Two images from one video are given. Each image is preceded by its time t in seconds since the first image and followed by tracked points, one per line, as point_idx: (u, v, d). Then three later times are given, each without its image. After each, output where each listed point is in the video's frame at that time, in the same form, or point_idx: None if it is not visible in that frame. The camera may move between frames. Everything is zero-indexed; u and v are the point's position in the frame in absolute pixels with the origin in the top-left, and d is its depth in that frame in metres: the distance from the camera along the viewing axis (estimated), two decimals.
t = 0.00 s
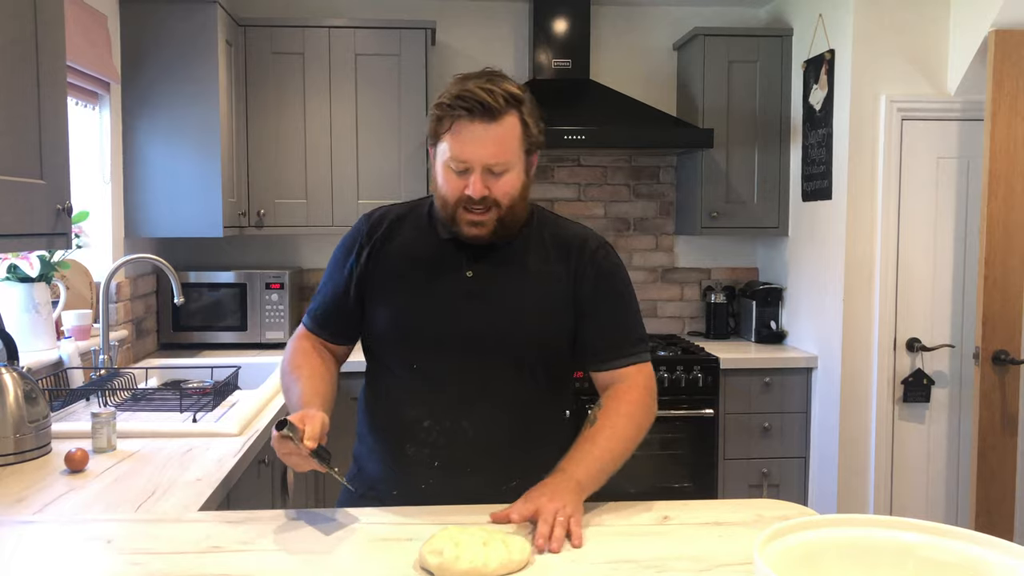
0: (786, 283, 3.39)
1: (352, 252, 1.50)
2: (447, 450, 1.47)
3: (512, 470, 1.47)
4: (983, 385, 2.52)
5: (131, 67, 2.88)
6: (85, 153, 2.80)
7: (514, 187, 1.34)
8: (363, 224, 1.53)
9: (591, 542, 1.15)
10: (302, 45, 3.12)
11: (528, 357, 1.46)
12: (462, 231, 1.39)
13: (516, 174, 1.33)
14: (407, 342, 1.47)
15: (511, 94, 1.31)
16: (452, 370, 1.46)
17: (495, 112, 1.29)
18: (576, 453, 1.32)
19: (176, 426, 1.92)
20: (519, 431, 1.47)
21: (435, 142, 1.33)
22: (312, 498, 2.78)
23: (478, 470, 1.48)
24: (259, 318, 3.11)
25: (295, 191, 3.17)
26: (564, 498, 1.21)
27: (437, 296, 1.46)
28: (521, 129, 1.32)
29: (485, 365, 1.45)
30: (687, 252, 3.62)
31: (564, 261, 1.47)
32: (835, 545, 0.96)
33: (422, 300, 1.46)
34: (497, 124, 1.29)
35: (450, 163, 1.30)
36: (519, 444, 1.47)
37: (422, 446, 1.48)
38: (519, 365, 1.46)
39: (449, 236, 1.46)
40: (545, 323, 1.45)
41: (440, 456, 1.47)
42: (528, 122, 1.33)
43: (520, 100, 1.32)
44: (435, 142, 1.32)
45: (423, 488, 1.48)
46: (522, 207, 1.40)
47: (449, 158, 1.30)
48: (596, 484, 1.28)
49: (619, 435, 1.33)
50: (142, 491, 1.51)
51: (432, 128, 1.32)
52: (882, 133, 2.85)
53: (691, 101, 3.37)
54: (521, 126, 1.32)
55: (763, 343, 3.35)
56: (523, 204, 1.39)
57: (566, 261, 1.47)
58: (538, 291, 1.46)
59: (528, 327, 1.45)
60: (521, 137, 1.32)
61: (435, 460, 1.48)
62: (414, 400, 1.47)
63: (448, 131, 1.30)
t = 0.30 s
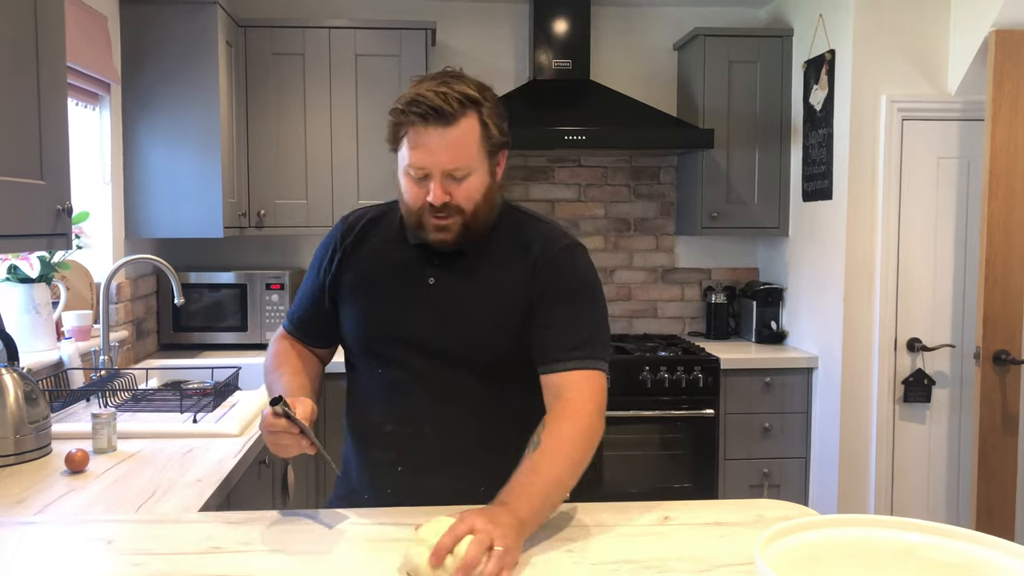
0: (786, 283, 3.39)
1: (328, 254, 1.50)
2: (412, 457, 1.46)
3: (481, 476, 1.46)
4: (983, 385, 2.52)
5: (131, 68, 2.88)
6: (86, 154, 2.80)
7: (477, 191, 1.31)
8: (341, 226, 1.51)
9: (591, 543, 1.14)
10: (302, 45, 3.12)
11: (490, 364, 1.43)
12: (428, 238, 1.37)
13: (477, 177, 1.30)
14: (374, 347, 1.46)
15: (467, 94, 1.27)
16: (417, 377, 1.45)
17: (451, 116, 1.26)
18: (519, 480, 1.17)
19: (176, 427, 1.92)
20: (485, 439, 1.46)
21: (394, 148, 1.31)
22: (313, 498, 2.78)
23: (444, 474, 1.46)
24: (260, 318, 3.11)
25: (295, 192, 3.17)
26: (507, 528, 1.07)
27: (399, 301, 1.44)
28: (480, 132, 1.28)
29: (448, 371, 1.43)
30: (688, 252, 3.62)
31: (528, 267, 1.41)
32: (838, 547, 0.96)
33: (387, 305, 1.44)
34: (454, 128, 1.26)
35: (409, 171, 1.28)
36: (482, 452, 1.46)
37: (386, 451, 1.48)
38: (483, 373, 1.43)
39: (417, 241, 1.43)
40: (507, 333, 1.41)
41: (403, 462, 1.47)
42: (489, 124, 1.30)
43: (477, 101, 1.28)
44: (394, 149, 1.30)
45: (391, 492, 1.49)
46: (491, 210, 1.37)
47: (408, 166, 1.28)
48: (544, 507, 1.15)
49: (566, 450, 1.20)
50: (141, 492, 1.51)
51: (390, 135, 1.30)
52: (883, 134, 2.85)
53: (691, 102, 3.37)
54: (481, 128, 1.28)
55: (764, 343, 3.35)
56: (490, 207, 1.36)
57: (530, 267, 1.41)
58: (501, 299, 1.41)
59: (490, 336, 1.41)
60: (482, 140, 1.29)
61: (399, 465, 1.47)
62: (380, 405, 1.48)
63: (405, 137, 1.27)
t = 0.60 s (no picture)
0: (784, 274, 3.39)
1: (309, 247, 1.51)
2: (403, 454, 1.48)
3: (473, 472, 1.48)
4: (979, 376, 2.52)
5: (126, 58, 2.86)
6: (81, 145, 2.79)
7: (473, 171, 1.32)
8: (321, 217, 1.52)
9: (589, 534, 1.14)
10: (298, 36, 3.10)
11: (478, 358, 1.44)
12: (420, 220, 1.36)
13: (474, 156, 1.31)
14: (360, 342, 1.47)
15: (468, 74, 1.30)
16: (405, 372, 1.46)
17: (452, 92, 1.28)
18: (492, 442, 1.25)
19: (172, 419, 1.91)
20: (475, 432, 1.47)
21: (390, 124, 1.31)
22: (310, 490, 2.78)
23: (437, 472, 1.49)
24: (257, 310, 3.10)
25: (291, 183, 3.16)
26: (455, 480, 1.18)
27: (386, 294, 1.44)
28: (479, 111, 1.31)
29: (436, 366, 1.44)
30: (685, 244, 3.62)
31: (514, 259, 1.43)
32: (836, 536, 0.96)
33: (374, 298, 1.45)
34: (455, 103, 1.27)
35: (406, 144, 1.28)
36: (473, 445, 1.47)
37: (378, 449, 1.49)
38: (470, 366, 1.45)
39: (404, 232, 1.43)
40: (493, 325, 1.42)
41: (397, 459, 1.48)
42: (487, 105, 1.32)
43: (477, 81, 1.31)
44: (390, 126, 1.30)
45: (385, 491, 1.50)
46: (481, 195, 1.38)
47: (405, 140, 1.28)
48: (505, 480, 1.22)
49: (546, 433, 1.25)
50: (139, 484, 1.51)
51: (387, 110, 1.30)
52: (880, 125, 2.84)
53: (689, 93, 3.36)
54: (480, 108, 1.31)
55: (761, 335, 3.35)
56: (482, 191, 1.36)
57: (517, 259, 1.42)
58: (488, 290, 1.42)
59: (476, 328, 1.42)
60: (481, 118, 1.31)
61: (392, 464, 1.49)
62: (369, 401, 1.49)
63: (404, 112, 1.28)
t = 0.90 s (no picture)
0: (779, 261, 3.40)
1: (309, 225, 1.52)
2: (398, 433, 1.49)
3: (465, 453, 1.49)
4: (972, 362, 2.53)
5: (119, 43, 2.84)
6: (74, 130, 2.77)
7: (478, 144, 1.36)
8: (322, 197, 1.54)
9: (583, 519, 1.15)
10: (292, 20, 3.08)
11: (475, 338, 1.46)
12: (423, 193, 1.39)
13: (481, 130, 1.37)
14: (358, 318, 1.47)
15: (480, 49, 1.37)
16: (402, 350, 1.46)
17: (463, 63, 1.35)
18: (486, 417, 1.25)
19: (168, 405, 1.92)
20: (470, 413, 1.48)
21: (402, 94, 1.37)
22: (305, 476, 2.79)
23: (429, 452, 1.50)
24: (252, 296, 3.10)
25: (286, 168, 3.14)
26: (452, 455, 1.16)
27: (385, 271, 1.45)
28: (487, 87, 1.37)
29: (433, 345, 1.45)
30: (681, 230, 3.62)
31: (516, 240, 1.45)
32: (830, 520, 0.97)
33: (373, 276, 1.46)
34: (465, 74, 1.34)
35: (416, 111, 1.34)
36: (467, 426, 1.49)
37: (372, 427, 1.50)
38: (468, 345, 1.46)
39: (407, 211, 1.46)
40: (493, 304, 1.44)
41: (391, 438, 1.49)
42: (494, 82, 1.39)
43: (487, 58, 1.38)
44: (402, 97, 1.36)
45: (377, 470, 1.51)
46: (485, 174, 1.42)
47: (414, 108, 1.34)
48: (496, 458, 1.21)
49: (538, 413, 1.26)
50: (134, 469, 1.51)
51: (399, 83, 1.37)
52: (876, 112, 2.84)
53: (684, 79, 3.35)
54: (488, 83, 1.37)
55: (756, 321, 3.36)
56: (487, 169, 1.41)
57: (518, 242, 1.45)
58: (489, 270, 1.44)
59: (475, 307, 1.44)
60: (488, 93, 1.37)
61: (387, 442, 1.50)
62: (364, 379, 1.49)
63: (416, 79, 1.34)
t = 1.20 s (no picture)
0: (774, 255, 3.40)
1: (317, 209, 1.53)
2: (397, 415, 1.49)
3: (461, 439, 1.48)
4: (966, 356, 2.54)
5: (113, 33, 2.83)
6: (68, 121, 2.76)
7: (494, 124, 1.37)
8: (331, 183, 1.55)
9: (577, 512, 1.15)
10: (288, 11, 3.06)
11: (478, 323, 1.45)
12: (435, 170, 1.38)
13: (496, 110, 1.38)
14: (362, 300, 1.47)
15: (496, 37, 1.40)
16: (406, 333, 1.46)
17: (481, 46, 1.38)
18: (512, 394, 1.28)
19: (162, 397, 1.91)
20: (470, 398, 1.48)
21: (418, 74, 1.39)
22: (300, 468, 2.79)
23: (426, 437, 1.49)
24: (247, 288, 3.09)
25: (281, 160, 3.13)
26: (484, 423, 1.18)
27: (391, 255, 1.46)
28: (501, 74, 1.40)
29: (435, 329, 1.45)
30: (676, 223, 3.61)
31: (523, 227, 1.46)
32: (824, 513, 0.97)
33: (379, 260, 1.46)
34: (482, 56, 1.37)
35: (434, 88, 1.35)
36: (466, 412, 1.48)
37: (371, 409, 1.49)
38: (471, 329, 1.46)
39: (414, 196, 1.46)
40: (498, 289, 1.44)
41: (389, 421, 1.49)
42: (507, 70, 1.42)
43: (501, 47, 1.41)
44: (419, 76, 1.38)
45: (376, 453, 1.50)
46: (496, 158, 1.42)
47: (433, 87, 1.36)
48: (521, 431, 1.24)
49: (562, 393, 1.29)
50: (128, 461, 1.51)
51: (415, 67, 1.39)
52: (872, 106, 2.84)
53: (681, 72, 3.35)
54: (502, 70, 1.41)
55: (751, 315, 3.36)
56: (499, 152, 1.41)
57: (526, 229, 1.46)
58: (496, 255, 1.44)
59: (480, 293, 1.44)
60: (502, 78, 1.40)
61: (385, 425, 1.49)
62: (365, 360, 1.48)
63: (435, 58, 1.36)
